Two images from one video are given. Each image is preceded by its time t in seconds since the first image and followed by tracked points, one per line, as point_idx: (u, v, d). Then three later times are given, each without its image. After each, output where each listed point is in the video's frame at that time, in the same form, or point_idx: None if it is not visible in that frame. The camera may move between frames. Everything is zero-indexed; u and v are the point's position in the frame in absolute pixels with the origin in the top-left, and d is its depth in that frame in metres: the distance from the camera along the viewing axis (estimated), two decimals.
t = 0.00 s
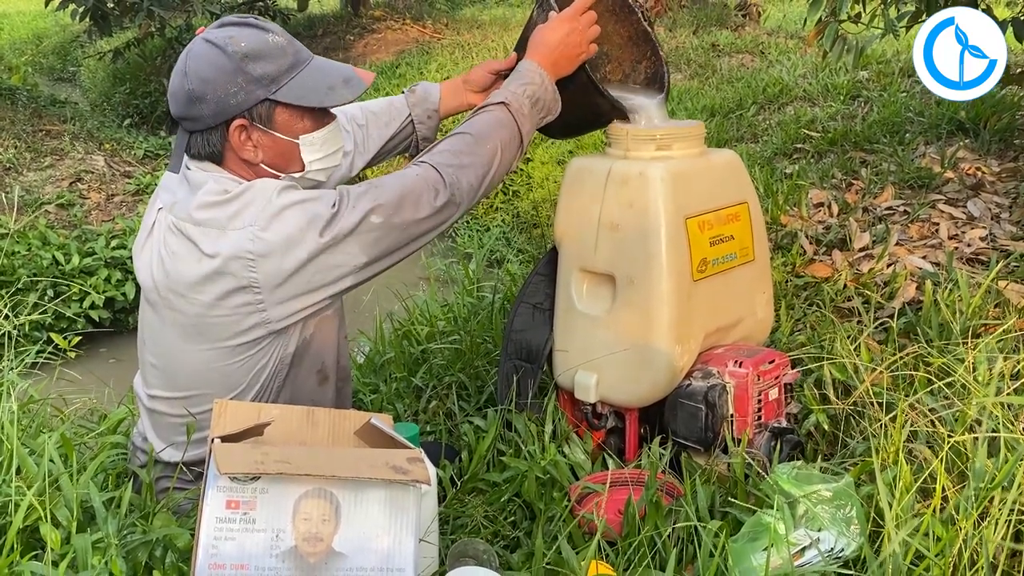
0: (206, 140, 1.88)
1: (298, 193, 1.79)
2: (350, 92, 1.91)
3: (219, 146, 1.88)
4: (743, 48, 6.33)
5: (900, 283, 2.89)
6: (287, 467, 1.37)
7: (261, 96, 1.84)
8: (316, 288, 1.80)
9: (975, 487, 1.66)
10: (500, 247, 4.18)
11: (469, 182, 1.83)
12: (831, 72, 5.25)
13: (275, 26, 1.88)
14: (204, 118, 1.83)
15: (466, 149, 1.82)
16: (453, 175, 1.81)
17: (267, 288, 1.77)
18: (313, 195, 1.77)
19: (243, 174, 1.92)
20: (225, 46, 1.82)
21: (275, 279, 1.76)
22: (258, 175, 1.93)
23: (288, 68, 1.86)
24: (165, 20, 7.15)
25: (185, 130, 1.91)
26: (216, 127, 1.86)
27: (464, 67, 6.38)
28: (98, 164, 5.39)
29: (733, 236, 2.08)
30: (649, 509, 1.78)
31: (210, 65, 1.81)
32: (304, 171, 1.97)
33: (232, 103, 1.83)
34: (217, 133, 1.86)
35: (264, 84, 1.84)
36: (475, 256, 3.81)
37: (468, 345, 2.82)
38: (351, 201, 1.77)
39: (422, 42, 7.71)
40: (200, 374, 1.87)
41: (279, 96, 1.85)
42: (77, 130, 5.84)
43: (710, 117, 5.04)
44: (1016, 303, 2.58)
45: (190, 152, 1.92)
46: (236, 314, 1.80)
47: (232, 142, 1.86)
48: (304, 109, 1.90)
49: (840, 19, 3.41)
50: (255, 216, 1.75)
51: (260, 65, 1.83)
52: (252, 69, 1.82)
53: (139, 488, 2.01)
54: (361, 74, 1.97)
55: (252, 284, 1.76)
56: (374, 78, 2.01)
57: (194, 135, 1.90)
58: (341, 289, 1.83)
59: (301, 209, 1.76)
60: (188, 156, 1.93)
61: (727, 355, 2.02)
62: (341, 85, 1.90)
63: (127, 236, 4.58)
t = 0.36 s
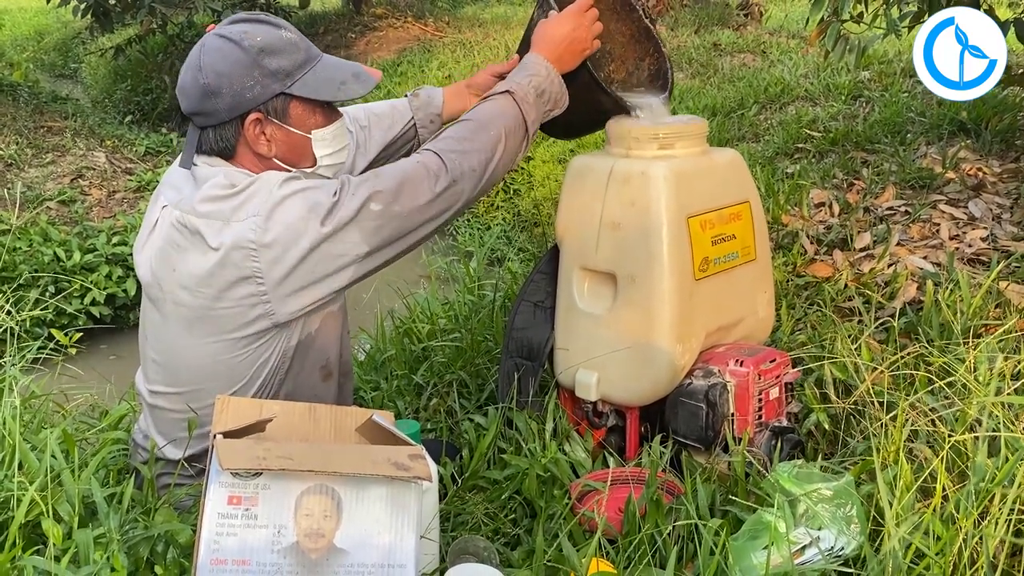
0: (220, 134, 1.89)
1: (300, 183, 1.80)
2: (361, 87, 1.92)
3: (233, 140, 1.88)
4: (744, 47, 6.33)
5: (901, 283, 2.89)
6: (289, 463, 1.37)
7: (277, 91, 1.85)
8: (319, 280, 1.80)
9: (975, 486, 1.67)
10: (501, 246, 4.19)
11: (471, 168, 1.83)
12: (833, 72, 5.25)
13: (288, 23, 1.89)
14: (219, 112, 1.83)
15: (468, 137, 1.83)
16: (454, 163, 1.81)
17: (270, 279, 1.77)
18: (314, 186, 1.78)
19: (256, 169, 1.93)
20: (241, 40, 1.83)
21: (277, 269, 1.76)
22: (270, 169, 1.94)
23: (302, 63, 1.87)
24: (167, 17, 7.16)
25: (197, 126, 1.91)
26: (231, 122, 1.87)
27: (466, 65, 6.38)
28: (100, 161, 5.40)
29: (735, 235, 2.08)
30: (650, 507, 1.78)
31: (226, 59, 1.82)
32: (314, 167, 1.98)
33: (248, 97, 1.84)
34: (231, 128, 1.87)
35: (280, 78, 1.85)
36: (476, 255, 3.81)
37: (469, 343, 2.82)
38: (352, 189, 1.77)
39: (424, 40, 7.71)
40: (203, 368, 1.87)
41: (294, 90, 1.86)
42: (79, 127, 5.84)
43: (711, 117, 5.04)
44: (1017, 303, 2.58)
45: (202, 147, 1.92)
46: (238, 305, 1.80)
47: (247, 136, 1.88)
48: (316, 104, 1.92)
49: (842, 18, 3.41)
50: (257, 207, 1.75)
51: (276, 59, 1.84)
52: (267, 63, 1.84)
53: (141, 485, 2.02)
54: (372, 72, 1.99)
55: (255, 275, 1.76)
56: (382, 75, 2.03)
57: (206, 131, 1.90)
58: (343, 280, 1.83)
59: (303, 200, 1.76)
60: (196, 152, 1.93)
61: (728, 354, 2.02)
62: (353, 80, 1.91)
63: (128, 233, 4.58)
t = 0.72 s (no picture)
0: (199, 134, 1.94)
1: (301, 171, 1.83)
2: (326, 59, 1.95)
3: (213, 136, 1.94)
4: (745, 48, 6.32)
5: (901, 283, 2.89)
6: (288, 459, 1.37)
7: (242, 78, 1.90)
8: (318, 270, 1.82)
9: (973, 485, 1.67)
10: (501, 245, 4.19)
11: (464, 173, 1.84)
12: (833, 72, 5.25)
13: (246, 11, 1.93)
14: (192, 109, 1.90)
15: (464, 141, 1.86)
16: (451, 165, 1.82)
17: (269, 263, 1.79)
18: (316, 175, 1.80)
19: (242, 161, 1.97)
20: (200, 36, 1.88)
21: (277, 254, 1.79)
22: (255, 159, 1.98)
23: (264, 46, 1.91)
24: (168, 16, 7.18)
25: (179, 130, 1.98)
26: (206, 118, 1.92)
27: (466, 64, 6.38)
28: (99, 159, 5.39)
29: (733, 234, 2.08)
30: (649, 505, 1.78)
31: (189, 58, 1.87)
32: (300, 149, 2.00)
33: (216, 90, 1.89)
34: (208, 125, 1.93)
35: (242, 65, 1.89)
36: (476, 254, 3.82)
37: (468, 341, 2.82)
38: (357, 185, 1.78)
39: (424, 40, 7.71)
40: (199, 354, 1.88)
41: (259, 75, 1.90)
42: (79, 124, 5.84)
43: (711, 117, 5.04)
44: (1016, 304, 2.58)
45: (186, 149, 1.98)
46: (236, 291, 1.82)
47: (225, 129, 1.92)
48: (287, 86, 1.94)
49: (843, 18, 3.40)
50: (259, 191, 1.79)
51: (236, 48, 1.88)
52: (228, 52, 1.88)
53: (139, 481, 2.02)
54: (338, 46, 2.01)
55: (254, 257, 1.79)
56: (350, 44, 2.04)
57: (186, 132, 1.96)
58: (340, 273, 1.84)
59: (304, 185, 1.79)
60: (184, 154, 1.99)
61: (727, 353, 2.02)
62: (317, 54, 1.94)
63: (128, 231, 4.58)
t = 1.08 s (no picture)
0: (215, 137, 2.07)
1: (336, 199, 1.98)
2: (331, 60, 2.08)
3: (228, 138, 2.06)
4: (743, 51, 6.33)
5: (898, 287, 2.89)
6: (286, 463, 1.37)
7: (252, 81, 2.03)
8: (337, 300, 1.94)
9: (970, 489, 1.67)
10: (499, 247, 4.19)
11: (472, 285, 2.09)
12: (831, 76, 5.26)
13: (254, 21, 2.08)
14: (207, 114, 2.03)
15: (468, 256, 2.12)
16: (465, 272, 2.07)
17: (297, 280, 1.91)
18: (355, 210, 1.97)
19: (256, 160, 2.10)
20: (212, 46, 2.02)
21: (306, 274, 1.91)
22: (270, 159, 2.11)
23: (271, 52, 2.05)
24: (166, 17, 7.23)
25: (196, 137, 2.11)
26: (221, 121, 2.05)
27: (465, 67, 6.39)
28: (97, 160, 5.38)
29: (731, 237, 2.08)
30: (646, 509, 1.78)
31: (202, 66, 2.01)
32: (311, 146, 2.13)
33: (229, 93, 2.02)
34: (223, 128, 2.06)
35: (252, 70, 2.03)
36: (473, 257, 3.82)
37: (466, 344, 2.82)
38: (386, 237, 1.97)
39: (423, 42, 7.71)
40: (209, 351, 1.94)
41: (268, 77, 2.04)
42: (77, 126, 5.83)
43: (709, 120, 5.05)
44: (1013, 307, 2.59)
45: (205, 154, 2.11)
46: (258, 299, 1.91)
47: (239, 131, 2.05)
48: (297, 88, 2.08)
49: (840, 22, 3.41)
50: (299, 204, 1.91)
51: (245, 54, 2.03)
52: (238, 59, 2.02)
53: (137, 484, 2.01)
54: (341, 48, 2.14)
55: (282, 268, 1.90)
56: (353, 46, 2.18)
57: (203, 138, 2.09)
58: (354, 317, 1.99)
59: (341, 213, 1.93)
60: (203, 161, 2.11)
61: (725, 356, 2.02)
62: (322, 56, 2.08)
63: (125, 232, 4.57)
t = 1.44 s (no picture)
0: (311, 48, 2.28)
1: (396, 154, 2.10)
2: (434, 7, 2.24)
3: (320, 56, 2.28)
4: (737, 58, 6.35)
5: (892, 292, 2.89)
6: (277, 469, 1.36)
7: (357, 9, 2.23)
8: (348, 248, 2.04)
9: (964, 495, 1.66)
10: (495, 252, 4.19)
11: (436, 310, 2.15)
12: (825, 82, 5.28)
13: None
14: (306, 28, 2.23)
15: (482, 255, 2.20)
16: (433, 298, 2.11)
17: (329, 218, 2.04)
18: (402, 175, 2.09)
19: (338, 81, 2.32)
20: None
21: (337, 217, 2.03)
22: (353, 84, 2.33)
23: None
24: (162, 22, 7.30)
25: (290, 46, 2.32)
26: (319, 37, 2.26)
27: (460, 74, 6.40)
28: (91, 165, 5.36)
29: (726, 243, 2.08)
30: (640, 515, 1.77)
31: None
32: (393, 85, 2.33)
33: (331, 14, 2.22)
34: (319, 43, 2.27)
35: None
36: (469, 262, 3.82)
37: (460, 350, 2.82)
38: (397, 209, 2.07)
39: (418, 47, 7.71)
40: (254, 254, 2.11)
41: (372, 9, 2.23)
42: (71, 131, 5.82)
43: (704, 126, 5.06)
44: (1006, 313, 2.59)
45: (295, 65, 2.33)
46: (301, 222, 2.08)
47: (331, 51, 2.26)
48: (394, 27, 2.28)
49: (834, 29, 3.43)
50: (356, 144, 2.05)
51: None
52: None
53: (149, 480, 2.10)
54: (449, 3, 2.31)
55: (326, 195, 2.05)
56: None
57: (297, 50, 2.31)
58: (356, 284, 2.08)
59: (393, 166, 2.06)
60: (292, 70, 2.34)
61: (719, 362, 2.02)
62: (427, 3, 2.25)
63: (119, 237, 4.56)
